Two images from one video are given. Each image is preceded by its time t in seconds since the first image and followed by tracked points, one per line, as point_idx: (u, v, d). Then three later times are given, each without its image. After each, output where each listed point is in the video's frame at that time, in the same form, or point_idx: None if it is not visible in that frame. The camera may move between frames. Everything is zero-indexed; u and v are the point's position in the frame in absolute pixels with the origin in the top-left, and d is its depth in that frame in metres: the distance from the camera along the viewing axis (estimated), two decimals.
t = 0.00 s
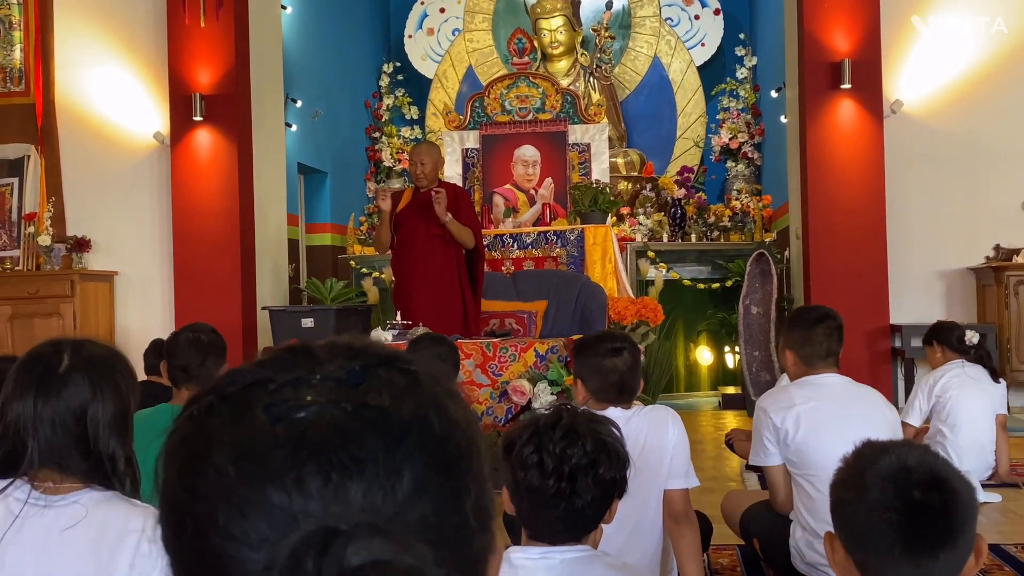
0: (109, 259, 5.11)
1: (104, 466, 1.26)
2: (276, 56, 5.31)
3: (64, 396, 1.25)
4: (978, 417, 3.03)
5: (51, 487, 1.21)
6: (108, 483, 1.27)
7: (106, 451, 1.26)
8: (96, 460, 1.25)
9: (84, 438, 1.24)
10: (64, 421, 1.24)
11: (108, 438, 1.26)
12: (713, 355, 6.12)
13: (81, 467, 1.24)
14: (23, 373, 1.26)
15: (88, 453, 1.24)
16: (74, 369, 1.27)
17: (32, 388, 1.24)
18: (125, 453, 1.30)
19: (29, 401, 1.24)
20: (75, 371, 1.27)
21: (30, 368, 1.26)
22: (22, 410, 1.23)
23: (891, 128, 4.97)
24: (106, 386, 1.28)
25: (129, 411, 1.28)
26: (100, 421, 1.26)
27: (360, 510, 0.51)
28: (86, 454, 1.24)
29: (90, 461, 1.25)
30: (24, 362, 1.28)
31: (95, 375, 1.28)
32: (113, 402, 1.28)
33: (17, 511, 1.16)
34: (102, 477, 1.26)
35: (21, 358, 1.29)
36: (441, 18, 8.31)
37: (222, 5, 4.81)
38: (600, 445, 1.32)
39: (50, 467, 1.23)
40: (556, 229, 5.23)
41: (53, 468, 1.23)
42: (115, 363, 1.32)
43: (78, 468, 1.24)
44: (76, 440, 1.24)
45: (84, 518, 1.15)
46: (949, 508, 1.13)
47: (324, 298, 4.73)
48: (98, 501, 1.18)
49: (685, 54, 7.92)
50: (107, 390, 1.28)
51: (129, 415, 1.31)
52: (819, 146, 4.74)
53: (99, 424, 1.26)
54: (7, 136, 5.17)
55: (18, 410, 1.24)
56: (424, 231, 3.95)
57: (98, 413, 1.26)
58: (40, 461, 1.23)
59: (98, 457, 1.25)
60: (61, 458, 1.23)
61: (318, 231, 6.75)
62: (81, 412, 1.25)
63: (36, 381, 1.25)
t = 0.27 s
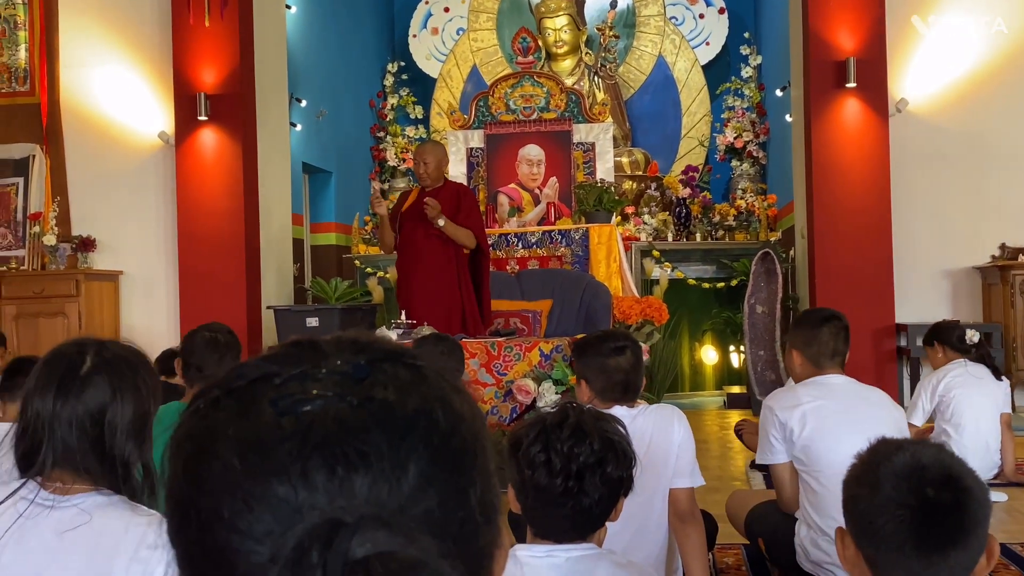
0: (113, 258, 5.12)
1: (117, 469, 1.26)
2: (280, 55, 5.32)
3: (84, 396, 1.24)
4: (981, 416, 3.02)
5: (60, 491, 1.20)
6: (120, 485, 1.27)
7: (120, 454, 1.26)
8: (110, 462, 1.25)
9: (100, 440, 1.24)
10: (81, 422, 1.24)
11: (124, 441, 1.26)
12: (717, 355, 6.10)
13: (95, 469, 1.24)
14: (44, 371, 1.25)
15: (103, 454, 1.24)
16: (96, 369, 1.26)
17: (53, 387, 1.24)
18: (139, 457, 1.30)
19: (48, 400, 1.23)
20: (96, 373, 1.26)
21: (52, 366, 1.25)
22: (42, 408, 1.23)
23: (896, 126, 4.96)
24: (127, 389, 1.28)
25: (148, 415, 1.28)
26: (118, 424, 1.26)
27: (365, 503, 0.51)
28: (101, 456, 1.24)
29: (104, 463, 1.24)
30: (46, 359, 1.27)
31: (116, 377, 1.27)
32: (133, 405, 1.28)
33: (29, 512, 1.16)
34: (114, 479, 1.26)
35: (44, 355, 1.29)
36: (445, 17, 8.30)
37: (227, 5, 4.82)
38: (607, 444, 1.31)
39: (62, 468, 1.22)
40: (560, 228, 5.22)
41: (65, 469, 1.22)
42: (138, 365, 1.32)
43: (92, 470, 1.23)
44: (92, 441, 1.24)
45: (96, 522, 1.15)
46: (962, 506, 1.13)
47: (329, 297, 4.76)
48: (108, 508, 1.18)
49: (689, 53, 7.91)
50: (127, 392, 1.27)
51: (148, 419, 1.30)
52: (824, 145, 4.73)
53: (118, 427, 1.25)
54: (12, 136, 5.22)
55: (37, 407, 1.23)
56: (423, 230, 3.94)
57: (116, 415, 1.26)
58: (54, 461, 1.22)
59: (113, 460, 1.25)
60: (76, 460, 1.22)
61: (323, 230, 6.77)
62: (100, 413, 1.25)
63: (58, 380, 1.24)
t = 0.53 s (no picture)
0: (123, 260, 5.14)
1: (128, 472, 1.26)
2: (289, 57, 5.33)
3: (98, 400, 1.25)
4: (993, 417, 2.99)
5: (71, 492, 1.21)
6: (131, 488, 1.28)
7: (131, 458, 1.26)
8: (121, 466, 1.26)
9: (111, 444, 1.25)
10: (93, 426, 1.24)
11: (136, 445, 1.26)
12: (727, 356, 6.08)
13: (105, 472, 1.24)
14: (59, 374, 1.27)
15: (114, 458, 1.25)
16: (110, 373, 1.27)
17: (67, 390, 1.25)
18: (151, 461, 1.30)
19: (62, 402, 1.24)
20: (110, 377, 1.27)
21: (67, 369, 1.27)
22: (55, 410, 1.24)
23: (905, 126, 4.94)
24: (140, 393, 1.28)
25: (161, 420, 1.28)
26: (130, 428, 1.26)
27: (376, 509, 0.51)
28: (112, 459, 1.25)
29: (114, 467, 1.25)
30: (62, 362, 1.29)
31: (130, 382, 1.28)
32: (145, 410, 1.28)
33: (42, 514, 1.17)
34: (125, 483, 1.26)
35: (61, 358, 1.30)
36: (453, 18, 8.31)
37: (235, 7, 4.83)
38: (617, 447, 1.32)
39: (75, 470, 1.23)
40: (569, 229, 5.22)
41: (77, 471, 1.23)
42: (152, 370, 1.32)
43: (102, 473, 1.24)
44: (103, 444, 1.24)
45: (105, 524, 1.16)
46: (976, 510, 1.12)
47: (338, 299, 4.80)
48: (117, 513, 1.18)
49: (698, 53, 7.90)
50: (140, 398, 1.28)
51: (161, 424, 1.31)
52: (833, 145, 4.72)
53: (130, 432, 1.25)
54: (23, 138, 5.24)
55: (51, 409, 1.25)
56: (427, 232, 3.95)
57: (127, 420, 1.26)
58: (66, 463, 1.23)
59: (123, 463, 1.25)
60: (88, 463, 1.24)
61: (331, 232, 6.78)
62: (112, 417, 1.25)
63: (72, 383, 1.25)
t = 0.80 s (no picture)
0: (137, 263, 5.16)
1: (142, 476, 1.27)
2: (302, 60, 5.35)
3: (113, 404, 1.25)
4: (1010, 415, 2.86)
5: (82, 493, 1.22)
6: (144, 492, 1.28)
7: (146, 462, 1.26)
8: (136, 469, 1.26)
9: (126, 448, 1.25)
10: (108, 429, 1.24)
11: (151, 449, 1.27)
12: (740, 357, 6.06)
13: (119, 475, 1.25)
14: (78, 377, 1.27)
15: (129, 462, 1.25)
16: (128, 377, 1.28)
17: (84, 393, 1.25)
18: (165, 466, 1.30)
19: (79, 405, 1.25)
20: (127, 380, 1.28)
21: (87, 372, 1.28)
22: (72, 412, 1.25)
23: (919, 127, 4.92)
24: (158, 398, 1.28)
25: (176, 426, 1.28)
26: (144, 432, 1.26)
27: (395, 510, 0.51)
28: (127, 463, 1.25)
29: (128, 469, 1.25)
30: (81, 365, 1.30)
31: (146, 386, 1.28)
32: (162, 415, 1.28)
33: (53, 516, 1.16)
34: (138, 485, 1.27)
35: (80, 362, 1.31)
36: (465, 21, 8.33)
37: (248, 11, 4.86)
38: (632, 449, 1.31)
39: (90, 473, 1.24)
40: (581, 230, 5.23)
41: (92, 473, 1.24)
42: (171, 376, 1.33)
43: (116, 476, 1.25)
44: (118, 448, 1.24)
45: (120, 526, 1.16)
46: (1003, 513, 1.11)
47: (350, 301, 4.86)
48: (129, 510, 1.18)
49: (710, 55, 7.89)
50: (155, 403, 1.28)
51: (176, 429, 1.31)
52: (846, 146, 4.70)
53: (143, 435, 1.26)
54: (38, 143, 5.32)
55: (67, 411, 1.25)
56: (435, 235, 3.96)
57: (141, 424, 1.26)
58: (79, 465, 1.24)
59: (136, 466, 1.26)
60: (101, 466, 1.24)
61: (344, 235, 6.80)
62: (128, 420, 1.25)
63: (90, 387, 1.26)
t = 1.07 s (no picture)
0: (156, 271, 5.19)
1: (164, 482, 1.25)
2: (318, 68, 5.38)
3: (137, 408, 1.25)
4: None
5: (94, 496, 1.22)
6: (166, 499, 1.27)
7: (167, 468, 1.25)
8: (156, 476, 1.25)
9: (147, 454, 1.24)
10: (130, 433, 1.24)
11: (172, 456, 1.25)
12: (757, 361, 6.03)
13: (140, 480, 1.24)
14: (102, 382, 1.28)
15: (150, 468, 1.24)
16: (151, 382, 1.27)
17: (109, 397, 1.26)
18: (186, 472, 1.29)
19: (103, 410, 1.25)
20: (151, 385, 1.27)
21: (110, 378, 1.28)
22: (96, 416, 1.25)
23: (935, 130, 4.88)
24: (180, 404, 1.27)
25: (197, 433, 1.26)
26: (165, 438, 1.25)
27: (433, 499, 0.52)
28: (148, 469, 1.24)
29: (150, 474, 1.24)
30: (105, 370, 1.30)
31: (169, 391, 1.27)
32: (184, 421, 1.27)
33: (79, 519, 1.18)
34: (159, 491, 1.25)
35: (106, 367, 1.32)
36: (479, 27, 8.35)
37: (265, 18, 4.90)
38: (654, 451, 1.32)
39: (112, 478, 1.23)
40: (597, 235, 5.22)
41: (113, 477, 1.23)
42: (193, 383, 1.31)
43: (137, 481, 1.24)
44: (140, 452, 1.24)
45: (143, 531, 1.16)
46: None
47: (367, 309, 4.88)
48: (148, 514, 1.19)
49: (725, 58, 7.85)
50: (177, 409, 1.27)
51: (198, 434, 1.29)
52: (863, 148, 4.68)
53: (163, 440, 1.25)
54: (57, 150, 5.33)
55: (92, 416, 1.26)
56: (452, 249, 3.99)
57: (162, 429, 1.25)
58: (100, 469, 1.24)
59: (157, 471, 1.24)
60: (123, 470, 1.23)
61: (360, 241, 6.82)
62: (150, 426, 1.25)
63: (114, 392, 1.26)
